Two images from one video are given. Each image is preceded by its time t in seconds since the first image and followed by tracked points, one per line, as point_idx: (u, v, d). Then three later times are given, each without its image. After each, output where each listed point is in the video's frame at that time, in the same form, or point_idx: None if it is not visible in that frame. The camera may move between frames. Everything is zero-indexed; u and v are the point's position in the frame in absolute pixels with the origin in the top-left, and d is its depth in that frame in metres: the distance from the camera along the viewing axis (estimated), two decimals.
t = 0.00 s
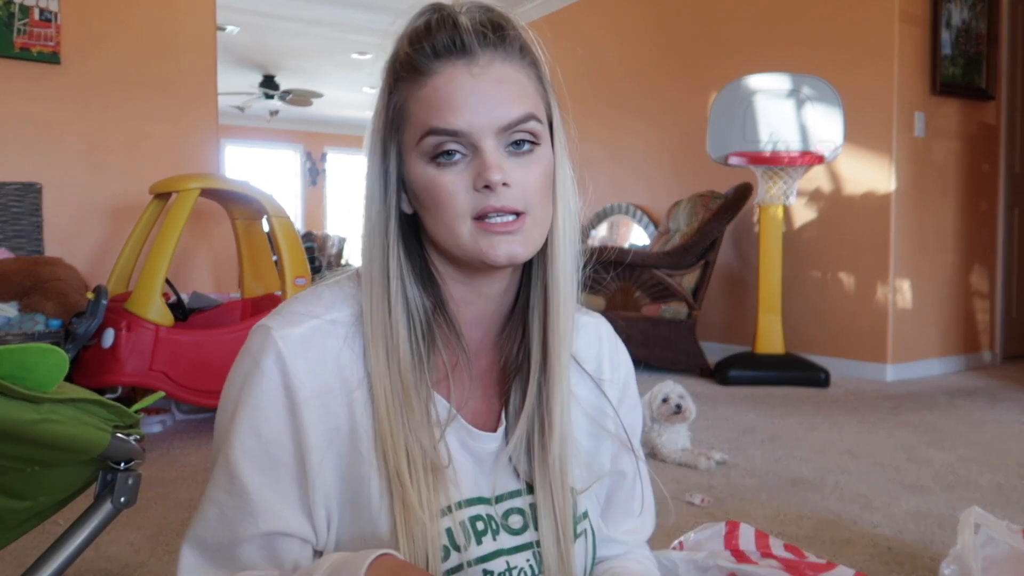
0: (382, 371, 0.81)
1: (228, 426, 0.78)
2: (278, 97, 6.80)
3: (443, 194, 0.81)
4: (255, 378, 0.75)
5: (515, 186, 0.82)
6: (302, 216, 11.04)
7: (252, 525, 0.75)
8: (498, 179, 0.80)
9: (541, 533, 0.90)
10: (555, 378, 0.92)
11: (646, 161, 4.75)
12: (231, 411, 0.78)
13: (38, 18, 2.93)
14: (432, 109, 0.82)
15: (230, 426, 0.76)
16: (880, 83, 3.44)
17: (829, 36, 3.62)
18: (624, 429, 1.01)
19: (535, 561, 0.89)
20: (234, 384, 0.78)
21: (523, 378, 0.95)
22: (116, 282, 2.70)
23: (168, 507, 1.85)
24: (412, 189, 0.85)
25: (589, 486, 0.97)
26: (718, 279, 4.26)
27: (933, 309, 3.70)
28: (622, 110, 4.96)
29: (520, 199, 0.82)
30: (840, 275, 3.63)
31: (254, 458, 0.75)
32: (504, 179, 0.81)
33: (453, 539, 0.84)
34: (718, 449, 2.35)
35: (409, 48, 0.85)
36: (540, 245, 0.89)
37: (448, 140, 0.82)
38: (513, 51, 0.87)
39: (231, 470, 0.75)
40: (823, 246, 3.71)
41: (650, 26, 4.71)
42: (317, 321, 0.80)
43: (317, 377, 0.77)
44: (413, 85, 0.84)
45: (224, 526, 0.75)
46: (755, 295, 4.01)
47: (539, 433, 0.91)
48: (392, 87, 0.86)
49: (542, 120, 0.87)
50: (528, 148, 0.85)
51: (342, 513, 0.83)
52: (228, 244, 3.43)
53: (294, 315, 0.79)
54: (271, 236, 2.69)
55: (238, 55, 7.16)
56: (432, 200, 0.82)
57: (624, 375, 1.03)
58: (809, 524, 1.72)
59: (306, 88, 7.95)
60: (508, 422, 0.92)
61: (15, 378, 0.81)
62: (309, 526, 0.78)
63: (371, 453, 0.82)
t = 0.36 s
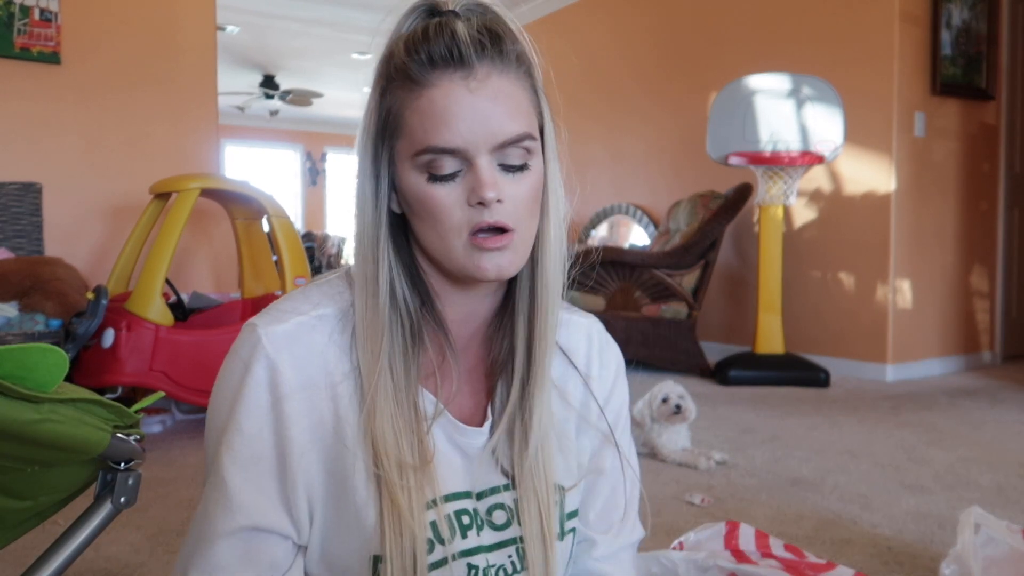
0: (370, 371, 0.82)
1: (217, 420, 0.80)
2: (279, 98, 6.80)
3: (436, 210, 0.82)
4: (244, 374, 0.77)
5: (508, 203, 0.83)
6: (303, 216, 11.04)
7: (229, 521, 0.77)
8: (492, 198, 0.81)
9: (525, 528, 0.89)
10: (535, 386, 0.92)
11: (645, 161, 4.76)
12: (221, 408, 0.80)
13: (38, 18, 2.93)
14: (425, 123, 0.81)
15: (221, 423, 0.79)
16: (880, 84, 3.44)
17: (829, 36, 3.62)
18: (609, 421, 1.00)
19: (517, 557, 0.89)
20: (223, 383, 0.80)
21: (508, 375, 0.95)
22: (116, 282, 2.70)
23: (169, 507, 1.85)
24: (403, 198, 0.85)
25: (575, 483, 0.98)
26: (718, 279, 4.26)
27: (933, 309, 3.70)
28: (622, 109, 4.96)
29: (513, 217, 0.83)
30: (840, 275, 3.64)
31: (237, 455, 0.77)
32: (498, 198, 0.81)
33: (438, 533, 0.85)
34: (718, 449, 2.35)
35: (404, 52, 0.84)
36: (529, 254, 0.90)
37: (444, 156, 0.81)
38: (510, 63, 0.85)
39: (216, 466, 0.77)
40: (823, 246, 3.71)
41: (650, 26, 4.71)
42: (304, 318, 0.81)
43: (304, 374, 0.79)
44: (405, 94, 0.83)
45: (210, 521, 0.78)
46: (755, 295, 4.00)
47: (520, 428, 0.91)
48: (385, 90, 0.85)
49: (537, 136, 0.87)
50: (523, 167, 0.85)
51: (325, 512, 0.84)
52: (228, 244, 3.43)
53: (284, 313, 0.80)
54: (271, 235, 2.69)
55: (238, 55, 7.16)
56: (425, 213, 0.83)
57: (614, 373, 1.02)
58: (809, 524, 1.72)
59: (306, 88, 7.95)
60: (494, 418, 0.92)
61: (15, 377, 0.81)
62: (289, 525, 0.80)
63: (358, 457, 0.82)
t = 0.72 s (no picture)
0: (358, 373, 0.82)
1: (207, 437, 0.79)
2: (279, 97, 6.81)
3: (444, 217, 0.81)
4: (235, 385, 0.77)
5: (515, 207, 0.82)
6: (303, 216, 11.05)
7: (232, 537, 0.75)
8: (502, 203, 0.80)
9: (521, 520, 0.89)
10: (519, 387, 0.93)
11: (645, 161, 4.76)
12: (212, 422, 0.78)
13: (38, 18, 2.93)
14: (427, 130, 0.80)
15: (216, 436, 0.77)
16: (880, 84, 3.44)
17: (829, 36, 3.62)
18: (601, 414, 1.02)
19: (516, 550, 0.89)
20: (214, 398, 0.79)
21: (494, 371, 0.95)
22: (116, 282, 2.70)
23: (169, 507, 1.85)
24: (401, 204, 0.84)
25: (569, 471, 0.98)
26: (718, 279, 4.26)
27: (933, 309, 3.70)
28: (621, 109, 4.96)
29: (518, 220, 0.83)
30: (840, 275, 3.64)
31: (234, 467, 0.76)
32: (507, 203, 0.81)
33: (434, 536, 0.84)
34: (717, 449, 2.35)
35: (397, 59, 0.84)
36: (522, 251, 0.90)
37: (450, 165, 0.80)
38: (502, 67, 0.86)
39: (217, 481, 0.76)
40: (823, 246, 3.71)
41: (650, 25, 4.71)
42: (289, 328, 0.81)
43: (297, 382, 0.79)
44: (401, 99, 0.82)
45: (211, 539, 0.76)
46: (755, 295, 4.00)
47: (505, 422, 0.92)
48: (375, 99, 0.85)
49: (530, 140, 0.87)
50: (522, 170, 0.84)
51: (320, 518, 0.84)
52: (228, 244, 3.43)
53: (267, 325, 0.80)
54: (271, 235, 2.69)
55: (238, 55, 7.16)
56: (430, 221, 0.82)
57: (598, 360, 1.04)
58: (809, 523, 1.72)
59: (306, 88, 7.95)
60: (484, 413, 0.92)
61: (15, 378, 0.80)
62: (289, 536, 0.79)
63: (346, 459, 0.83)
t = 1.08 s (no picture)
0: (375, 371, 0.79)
1: (230, 447, 0.72)
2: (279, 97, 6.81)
3: (510, 266, 0.79)
4: (257, 391, 0.71)
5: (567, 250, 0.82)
6: (303, 216, 11.06)
7: (288, 532, 0.70)
8: (563, 249, 0.80)
9: (525, 518, 0.90)
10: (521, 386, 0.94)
11: (645, 161, 4.76)
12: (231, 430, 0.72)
13: (38, 18, 2.92)
14: (505, 181, 0.77)
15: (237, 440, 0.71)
16: (880, 84, 3.44)
17: (829, 37, 3.62)
18: (591, 412, 1.04)
19: (522, 547, 0.90)
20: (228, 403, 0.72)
21: (497, 372, 0.95)
22: (116, 283, 2.70)
23: (169, 507, 1.85)
24: (456, 246, 0.80)
25: (564, 470, 0.99)
26: (718, 279, 4.26)
27: (933, 309, 3.70)
28: (621, 109, 4.96)
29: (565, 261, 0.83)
30: (840, 275, 3.64)
31: (272, 467, 0.71)
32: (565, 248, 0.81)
33: (450, 533, 0.84)
34: (717, 449, 2.36)
35: (473, 101, 0.78)
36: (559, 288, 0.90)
37: (519, 215, 0.78)
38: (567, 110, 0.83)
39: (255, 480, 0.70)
40: (823, 246, 3.71)
41: (650, 25, 4.71)
42: (305, 330, 0.76)
43: (313, 383, 0.75)
44: (478, 148, 0.77)
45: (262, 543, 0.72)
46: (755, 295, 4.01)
47: (509, 423, 0.92)
48: (440, 137, 0.78)
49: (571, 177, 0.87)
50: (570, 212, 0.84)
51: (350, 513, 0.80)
52: (228, 244, 3.43)
53: (280, 329, 0.76)
54: (271, 235, 2.69)
55: (238, 55, 7.16)
56: (490, 265, 0.79)
57: (585, 359, 1.06)
58: (808, 523, 1.72)
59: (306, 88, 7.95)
60: (487, 414, 0.93)
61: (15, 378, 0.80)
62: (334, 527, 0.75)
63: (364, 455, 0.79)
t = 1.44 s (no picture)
0: (395, 369, 0.78)
1: (249, 443, 0.71)
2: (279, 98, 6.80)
3: (542, 261, 0.79)
4: (275, 389, 0.70)
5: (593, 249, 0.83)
6: (302, 216, 11.06)
7: (309, 530, 0.69)
8: (591, 246, 0.81)
9: (535, 521, 0.90)
10: (535, 386, 0.93)
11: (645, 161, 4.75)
12: (249, 430, 0.71)
13: (37, 18, 2.92)
14: (549, 179, 0.76)
15: (255, 439, 0.70)
16: (880, 84, 3.44)
17: (829, 37, 3.62)
18: (600, 416, 1.04)
19: (530, 550, 0.90)
20: (243, 400, 0.71)
21: (513, 376, 0.95)
22: (115, 283, 2.70)
23: (169, 507, 1.85)
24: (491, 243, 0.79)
25: (574, 473, 0.98)
26: (718, 279, 4.26)
27: (933, 309, 3.70)
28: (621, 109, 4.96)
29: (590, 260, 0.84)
30: (840, 275, 3.63)
31: (294, 466, 0.70)
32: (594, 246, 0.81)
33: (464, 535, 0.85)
34: (717, 449, 2.35)
35: (518, 93, 0.78)
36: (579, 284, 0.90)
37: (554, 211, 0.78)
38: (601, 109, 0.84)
39: (273, 478, 0.70)
40: (823, 246, 3.71)
41: (650, 25, 4.71)
42: (324, 331, 0.75)
43: (335, 385, 0.74)
44: (524, 142, 0.76)
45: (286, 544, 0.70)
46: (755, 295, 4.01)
47: (522, 423, 0.92)
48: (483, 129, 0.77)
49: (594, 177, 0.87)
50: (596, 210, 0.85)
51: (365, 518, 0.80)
52: (228, 245, 3.43)
53: (297, 327, 0.74)
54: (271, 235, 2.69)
55: (238, 55, 7.16)
56: (521, 259, 0.79)
57: (595, 362, 1.05)
58: (808, 523, 1.72)
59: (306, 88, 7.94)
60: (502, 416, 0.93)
61: (15, 378, 0.80)
62: (354, 525, 0.74)
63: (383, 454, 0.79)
